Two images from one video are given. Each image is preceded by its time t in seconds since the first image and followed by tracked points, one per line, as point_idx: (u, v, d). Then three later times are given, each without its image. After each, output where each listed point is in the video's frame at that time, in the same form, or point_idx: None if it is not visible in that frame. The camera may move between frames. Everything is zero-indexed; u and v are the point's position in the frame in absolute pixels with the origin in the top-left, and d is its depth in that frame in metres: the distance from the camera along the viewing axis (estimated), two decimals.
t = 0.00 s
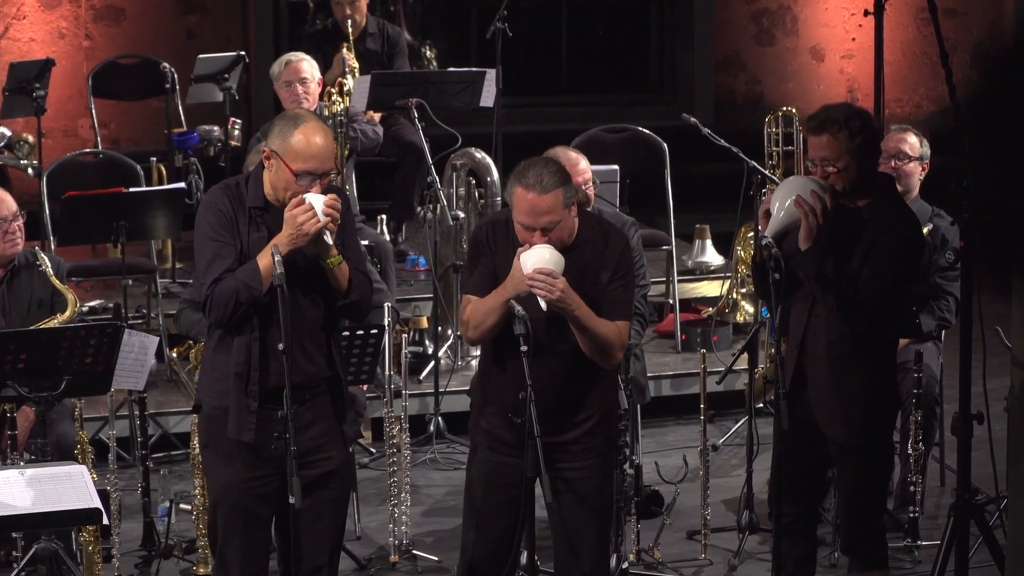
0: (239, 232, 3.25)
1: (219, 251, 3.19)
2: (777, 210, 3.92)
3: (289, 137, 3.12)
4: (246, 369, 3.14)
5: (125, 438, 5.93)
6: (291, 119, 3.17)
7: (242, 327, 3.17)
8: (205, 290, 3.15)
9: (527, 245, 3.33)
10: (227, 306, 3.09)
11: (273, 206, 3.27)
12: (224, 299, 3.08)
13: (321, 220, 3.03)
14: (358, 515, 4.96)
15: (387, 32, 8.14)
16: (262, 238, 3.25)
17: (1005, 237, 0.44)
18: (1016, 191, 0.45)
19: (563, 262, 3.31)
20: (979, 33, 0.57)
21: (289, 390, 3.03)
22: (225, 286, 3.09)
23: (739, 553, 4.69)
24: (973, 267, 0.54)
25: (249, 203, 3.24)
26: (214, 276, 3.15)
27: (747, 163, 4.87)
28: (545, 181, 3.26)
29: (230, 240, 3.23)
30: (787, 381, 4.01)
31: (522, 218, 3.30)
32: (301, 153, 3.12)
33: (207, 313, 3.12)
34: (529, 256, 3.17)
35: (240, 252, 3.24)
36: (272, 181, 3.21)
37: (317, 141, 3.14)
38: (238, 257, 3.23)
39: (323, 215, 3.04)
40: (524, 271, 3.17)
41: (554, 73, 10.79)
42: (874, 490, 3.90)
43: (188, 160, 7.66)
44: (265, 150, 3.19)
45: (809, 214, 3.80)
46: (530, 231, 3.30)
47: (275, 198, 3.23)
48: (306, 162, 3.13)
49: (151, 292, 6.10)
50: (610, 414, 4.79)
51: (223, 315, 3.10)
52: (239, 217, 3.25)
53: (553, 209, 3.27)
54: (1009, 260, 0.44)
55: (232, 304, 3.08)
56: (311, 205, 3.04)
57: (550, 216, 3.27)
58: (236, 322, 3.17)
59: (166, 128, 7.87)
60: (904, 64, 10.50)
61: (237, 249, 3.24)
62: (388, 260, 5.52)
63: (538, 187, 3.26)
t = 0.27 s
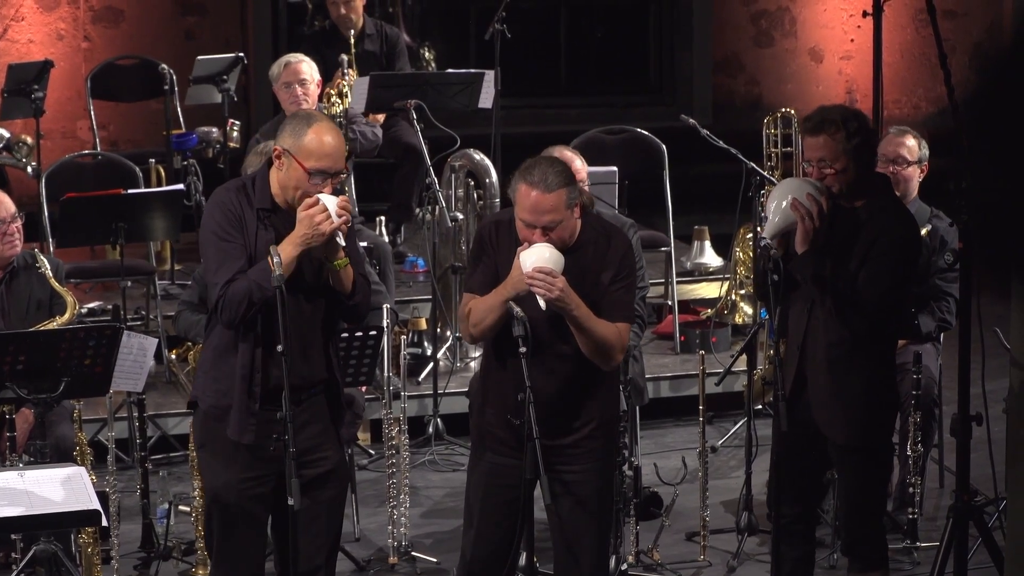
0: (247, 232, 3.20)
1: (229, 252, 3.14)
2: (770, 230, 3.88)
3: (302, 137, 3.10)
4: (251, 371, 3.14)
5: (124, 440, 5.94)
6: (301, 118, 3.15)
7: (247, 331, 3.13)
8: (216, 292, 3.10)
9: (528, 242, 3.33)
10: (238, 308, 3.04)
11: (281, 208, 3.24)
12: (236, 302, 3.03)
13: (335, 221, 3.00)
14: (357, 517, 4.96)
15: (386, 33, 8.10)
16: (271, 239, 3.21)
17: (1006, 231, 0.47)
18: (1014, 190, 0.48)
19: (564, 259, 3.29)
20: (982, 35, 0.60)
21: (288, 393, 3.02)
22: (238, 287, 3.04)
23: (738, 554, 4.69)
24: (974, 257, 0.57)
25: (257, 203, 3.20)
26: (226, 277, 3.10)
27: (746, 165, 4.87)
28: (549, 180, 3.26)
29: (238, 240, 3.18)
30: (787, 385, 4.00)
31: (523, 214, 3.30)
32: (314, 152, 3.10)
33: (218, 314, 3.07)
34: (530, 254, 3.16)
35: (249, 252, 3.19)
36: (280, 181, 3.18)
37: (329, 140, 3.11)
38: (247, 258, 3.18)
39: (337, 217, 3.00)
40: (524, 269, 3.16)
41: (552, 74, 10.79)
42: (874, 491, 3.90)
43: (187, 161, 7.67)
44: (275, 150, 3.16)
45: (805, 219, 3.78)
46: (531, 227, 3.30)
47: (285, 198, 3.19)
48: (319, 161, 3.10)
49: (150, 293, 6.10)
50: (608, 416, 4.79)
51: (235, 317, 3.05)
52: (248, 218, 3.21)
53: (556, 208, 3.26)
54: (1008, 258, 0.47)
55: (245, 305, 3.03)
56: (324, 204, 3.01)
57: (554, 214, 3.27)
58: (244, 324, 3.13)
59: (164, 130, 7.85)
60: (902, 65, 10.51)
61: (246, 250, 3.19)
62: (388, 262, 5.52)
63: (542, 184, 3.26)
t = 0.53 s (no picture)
0: (254, 228, 3.19)
1: (236, 248, 3.13)
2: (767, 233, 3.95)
3: (307, 131, 3.11)
4: (257, 369, 3.12)
5: (124, 441, 5.94)
6: (306, 114, 3.16)
7: (254, 328, 3.12)
8: (225, 287, 3.08)
9: (530, 234, 3.33)
10: (247, 303, 3.01)
11: (287, 205, 3.23)
12: (245, 297, 3.01)
13: (344, 213, 3.01)
14: (357, 518, 4.96)
15: (386, 35, 8.16)
16: (279, 236, 3.20)
17: (1006, 231, 0.47)
18: (1014, 190, 0.48)
19: (565, 253, 3.28)
20: (983, 34, 0.60)
21: (288, 393, 3.00)
22: (247, 282, 3.01)
23: (737, 555, 4.69)
24: (973, 258, 0.57)
25: (263, 200, 3.20)
26: (235, 273, 3.08)
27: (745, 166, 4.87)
28: (553, 172, 3.26)
29: (245, 237, 3.17)
30: (788, 386, 4.00)
31: (526, 205, 3.31)
32: (320, 145, 3.10)
33: (227, 310, 3.05)
34: (530, 246, 3.17)
35: (256, 249, 3.18)
36: (286, 177, 3.18)
37: (333, 135, 3.12)
38: (255, 254, 3.17)
39: (346, 208, 3.01)
40: (524, 260, 3.16)
41: (552, 75, 10.80)
42: (874, 491, 3.90)
43: (186, 161, 7.67)
44: (280, 146, 3.16)
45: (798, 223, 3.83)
46: (534, 218, 3.30)
47: (291, 194, 3.19)
48: (325, 155, 3.10)
49: (149, 294, 6.11)
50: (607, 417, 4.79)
51: (244, 312, 3.02)
52: (255, 214, 3.20)
53: (559, 199, 3.26)
54: (1008, 257, 0.47)
55: (255, 299, 3.00)
56: (331, 196, 3.01)
57: (556, 206, 3.27)
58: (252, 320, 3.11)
59: (165, 130, 7.86)
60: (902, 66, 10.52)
61: (254, 246, 3.18)
62: (388, 262, 5.53)
63: (547, 175, 3.26)
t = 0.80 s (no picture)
0: (257, 226, 3.19)
1: (239, 246, 3.13)
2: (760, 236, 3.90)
3: (308, 130, 3.11)
4: (260, 367, 3.13)
5: (123, 441, 5.94)
6: (306, 112, 3.17)
7: (257, 326, 3.12)
8: (228, 285, 3.07)
9: (531, 227, 3.33)
10: (251, 301, 3.01)
11: (289, 203, 3.24)
12: (249, 294, 3.01)
13: (346, 209, 3.01)
14: (357, 518, 4.96)
15: (387, 36, 8.18)
16: (280, 233, 3.19)
17: (1006, 232, 0.48)
18: (1015, 190, 0.49)
19: (566, 247, 3.27)
20: (984, 36, 0.60)
21: (288, 392, 2.99)
22: (250, 279, 3.01)
23: (737, 555, 4.69)
24: (973, 261, 0.57)
25: (265, 198, 3.20)
26: (238, 271, 3.08)
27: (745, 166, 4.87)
28: (554, 166, 3.27)
29: (248, 235, 3.17)
30: (789, 386, 3.99)
31: (527, 199, 3.30)
32: (319, 144, 3.11)
33: (230, 308, 3.05)
34: (530, 240, 3.17)
35: (259, 246, 3.18)
36: (287, 175, 3.19)
37: (333, 133, 3.13)
38: (257, 252, 3.16)
39: (347, 205, 3.02)
40: (524, 254, 3.17)
41: (551, 75, 10.80)
42: (874, 491, 3.90)
43: (186, 162, 7.68)
44: (281, 145, 3.17)
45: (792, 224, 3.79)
46: (534, 213, 3.30)
47: (292, 192, 3.19)
48: (326, 152, 3.11)
49: (149, 294, 6.11)
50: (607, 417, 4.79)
51: (247, 310, 3.02)
52: (257, 212, 3.20)
53: (560, 194, 3.27)
54: (1008, 257, 0.48)
55: (258, 296, 3.00)
56: (333, 193, 3.02)
57: (557, 200, 3.27)
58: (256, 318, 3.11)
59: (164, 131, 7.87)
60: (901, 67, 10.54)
61: (256, 244, 3.18)
62: (388, 262, 5.53)
63: (548, 170, 3.27)
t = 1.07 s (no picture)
0: (258, 228, 3.19)
1: (240, 249, 3.12)
2: (754, 235, 3.70)
3: (311, 134, 3.11)
4: (259, 367, 3.12)
5: (123, 441, 5.94)
6: (310, 115, 3.16)
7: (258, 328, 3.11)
8: (229, 287, 3.07)
9: (533, 227, 3.33)
10: (251, 304, 3.00)
11: (291, 205, 3.23)
12: (249, 297, 3.00)
13: (348, 213, 3.01)
14: (357, 518, 4.96)
15: (390, 37, 8.20)
16: (281, 235, 3.19)
17: (1008, 229, 0.47)
18: (1016, 190, 0.48)
19: (566, 248, 3.27)
20: (984, 36, 0.61)
21: (288, 393, 2.99)
22: (251, 282, 3.01)
23: (737, 555, 4.69)
24: (973, 263, 0.58)
25: (267, 200, 3.20)
26: (239, 273, 3.07)
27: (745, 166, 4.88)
28: (555, 167, 3.27)
29: (249, 237, 3.16)
30: (789, 386, 3.98)
31: (528, 199, 3.30)
32: (323, 148, 3.11)
33: (231, 310, 3.05)
34: (530, 241, 3.18)
35: (260, 248, 3.18)
36: (289, 177, 3.18)
37: (337, 137, 3.12)
38: (257, 253, 3.16)
39: (348, 209, 3.02)
40: (524, 254, 3.18)
41: (551, 75, 10.80)
42: (875, 491, 3.90)
43: (186, 161, 7.68)
44: (284, 147, 3.17)
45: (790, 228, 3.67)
46: (535, 213, 3.30)
47: (294, 195, 3.19)
48: (328, 156, 3.11)
49: (150, 294, 6.11)
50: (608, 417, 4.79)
51: (247, 312, 3.02)
52: (258, 213, 3.20)
53: (561, 194, 3.26)
54: (1006, 257, 0.48)
55: (259, 300, 2.99)
56: (334, 198, 3.02)
57: (557, 201, 3.27)
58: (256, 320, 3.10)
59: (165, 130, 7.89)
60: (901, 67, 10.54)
61: (257, 246, 3.17)
62: (388, 263, 5.52)
63: (548, 171, 3.27)
